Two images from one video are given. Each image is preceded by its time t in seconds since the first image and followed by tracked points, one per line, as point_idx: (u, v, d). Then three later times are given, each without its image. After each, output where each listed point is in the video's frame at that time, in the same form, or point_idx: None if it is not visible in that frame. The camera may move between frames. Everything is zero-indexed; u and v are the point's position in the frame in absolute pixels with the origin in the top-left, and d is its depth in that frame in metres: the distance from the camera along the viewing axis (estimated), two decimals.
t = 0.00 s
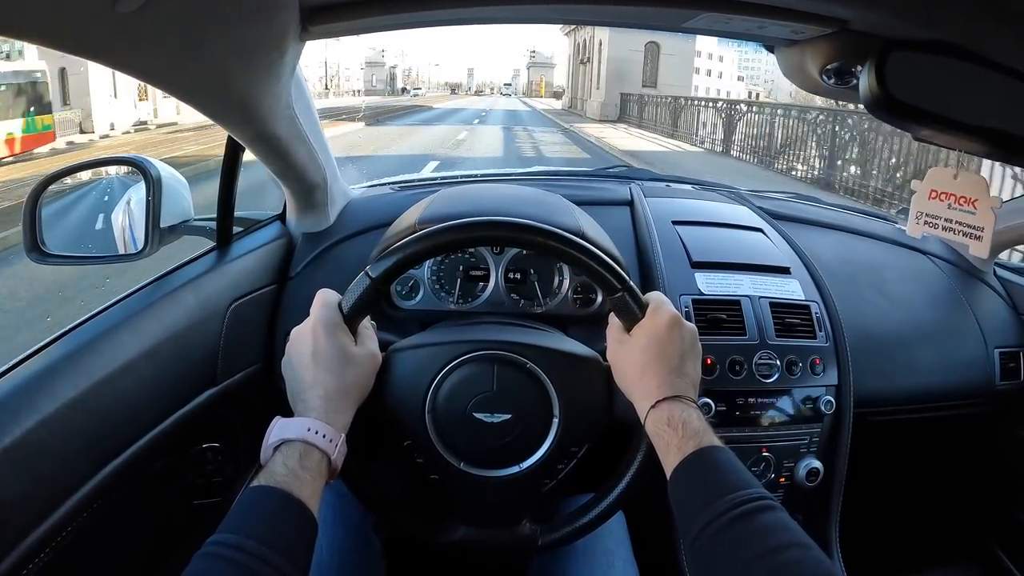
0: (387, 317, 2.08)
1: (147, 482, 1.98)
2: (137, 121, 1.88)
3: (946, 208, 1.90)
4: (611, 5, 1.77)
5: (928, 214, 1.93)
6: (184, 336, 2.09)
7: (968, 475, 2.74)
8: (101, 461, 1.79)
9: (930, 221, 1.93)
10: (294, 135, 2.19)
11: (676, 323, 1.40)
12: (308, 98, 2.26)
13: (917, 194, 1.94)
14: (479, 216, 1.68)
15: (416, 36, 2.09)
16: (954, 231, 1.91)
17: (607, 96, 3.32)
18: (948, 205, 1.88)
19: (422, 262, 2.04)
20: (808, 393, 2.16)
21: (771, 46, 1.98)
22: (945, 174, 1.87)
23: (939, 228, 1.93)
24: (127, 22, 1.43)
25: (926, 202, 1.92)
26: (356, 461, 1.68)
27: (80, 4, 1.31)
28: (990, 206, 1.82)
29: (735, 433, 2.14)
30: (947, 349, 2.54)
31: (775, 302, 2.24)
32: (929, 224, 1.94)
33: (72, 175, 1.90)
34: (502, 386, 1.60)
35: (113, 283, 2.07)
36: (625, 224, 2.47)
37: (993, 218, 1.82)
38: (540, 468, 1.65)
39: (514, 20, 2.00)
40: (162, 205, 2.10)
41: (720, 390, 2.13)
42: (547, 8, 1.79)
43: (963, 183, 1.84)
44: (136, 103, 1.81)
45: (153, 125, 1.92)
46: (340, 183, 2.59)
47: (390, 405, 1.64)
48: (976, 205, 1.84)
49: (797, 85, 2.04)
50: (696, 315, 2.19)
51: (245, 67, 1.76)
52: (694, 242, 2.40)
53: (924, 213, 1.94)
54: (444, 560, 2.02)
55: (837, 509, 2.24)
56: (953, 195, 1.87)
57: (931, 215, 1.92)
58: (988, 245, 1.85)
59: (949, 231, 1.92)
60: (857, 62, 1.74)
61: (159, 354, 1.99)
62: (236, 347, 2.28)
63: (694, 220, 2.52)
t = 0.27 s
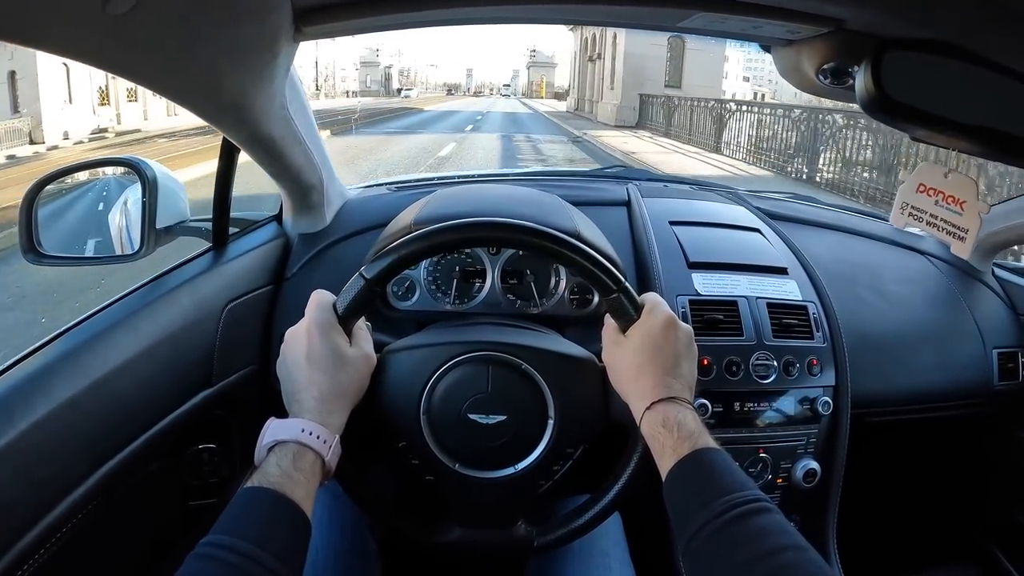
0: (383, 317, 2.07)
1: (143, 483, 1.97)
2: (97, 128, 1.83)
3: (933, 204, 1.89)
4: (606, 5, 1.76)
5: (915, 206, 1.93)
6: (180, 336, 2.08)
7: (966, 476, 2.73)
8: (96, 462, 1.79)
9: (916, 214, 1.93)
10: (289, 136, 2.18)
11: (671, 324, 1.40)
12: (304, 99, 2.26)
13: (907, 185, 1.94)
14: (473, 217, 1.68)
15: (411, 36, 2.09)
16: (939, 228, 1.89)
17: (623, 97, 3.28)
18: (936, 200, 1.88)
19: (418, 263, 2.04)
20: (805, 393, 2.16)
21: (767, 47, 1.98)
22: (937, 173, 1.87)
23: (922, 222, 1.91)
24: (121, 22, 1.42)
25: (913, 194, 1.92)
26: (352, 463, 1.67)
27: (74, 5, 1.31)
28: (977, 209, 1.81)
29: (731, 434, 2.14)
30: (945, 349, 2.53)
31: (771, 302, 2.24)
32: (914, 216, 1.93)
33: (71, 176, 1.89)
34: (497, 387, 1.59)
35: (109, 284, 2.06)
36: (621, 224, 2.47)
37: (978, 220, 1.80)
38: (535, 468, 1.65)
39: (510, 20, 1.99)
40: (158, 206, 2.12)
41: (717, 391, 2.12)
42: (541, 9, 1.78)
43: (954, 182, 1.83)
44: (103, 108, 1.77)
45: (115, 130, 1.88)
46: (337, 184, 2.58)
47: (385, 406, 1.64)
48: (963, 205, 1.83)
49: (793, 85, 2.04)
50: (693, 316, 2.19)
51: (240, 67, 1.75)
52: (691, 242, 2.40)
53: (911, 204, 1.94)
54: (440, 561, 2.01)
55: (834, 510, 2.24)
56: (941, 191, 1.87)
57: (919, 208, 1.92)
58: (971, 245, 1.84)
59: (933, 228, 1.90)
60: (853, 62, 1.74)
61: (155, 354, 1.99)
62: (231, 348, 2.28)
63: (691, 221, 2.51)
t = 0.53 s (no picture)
0: (381, 319, 2.07)
1: (142, 484, 1.97)
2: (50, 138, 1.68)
3: (933, 205, 1.89)
4: (602, 6, 1.77)
5: (912, 210, 1.93)
6: (179, 337, 2.08)
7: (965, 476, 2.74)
8: (95, 463, 1.79)
9: (915, 217, 1.93)
10: (287, 137, 2.19)
11: (669, 325, 1.40)
12: (302, 101, 2.26)
13: (904, 190, 1.94)
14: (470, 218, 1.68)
15: (409, 37, 2.09)
16: (942, 228, 1.89)
17: (648, 101, 3.20)
18: (936, 201, 1.88)
19: (416, 263, 2.04)
20: (802, 393, 2.16)
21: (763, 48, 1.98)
22: (935, 174, 1.87)
23: (924, 224, 1.91)
24: (119, 24, 1.43)
25: (912, 198, 1.92)
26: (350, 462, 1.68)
27: (72, 7, 1.31)
28: (980, 209, 1.80)
29: (729, 434, 2.14)
30: (944, 349, 2.54)
31: (769, 302, 2.24)
32: (914, 219, 1.93)
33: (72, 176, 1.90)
34: (495, 388, 1.59)
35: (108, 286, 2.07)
36: (619, 224, 2.48)
37: (981, 220, 1.79)
38: (533, 469, 1.65)
39: (506, 21, 2.00)
40: (156, 207, 2.12)
41: (715, 392, 2.12)
42: (538, 10, 1.79)
43: (953, 182, 1.83)
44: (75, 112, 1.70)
45: (66, 140, 1.75)
46: (335, 185, 2.58)
47: (382, 406, 1.64)
48: (965, 205, 1.82)
49: (790, 85, 2.04)
50: (690, 316, 2.19)
51: (238, 68, 1.75)
52: (688, 243, 2.40)
53: (909, 207, 1.94)
54: (439, 561, 2.01)
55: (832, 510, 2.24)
56: (941, 192, 1.86)
57: (918, 210, 1.92)
58: (976, 245, 1.83)
59: (935, 229, 1.90)
60: (849, 63, 1.74)
61: (154, 355, 1.99)
62: (230, 349, 2.28)
63: (689, 221, 2.51)
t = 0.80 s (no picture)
0: (382, 320, 2.11)
1: (144, 484, 1.98)
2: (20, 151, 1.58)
3: (934, 212, 1.86)
4: (600, 10, 1.78)
5: (913, 217, 1.89)
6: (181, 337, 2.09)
7: (964, 477, 2.75)
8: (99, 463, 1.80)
9: (916, 225, 1.90)
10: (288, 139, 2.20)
11: (667, 328, 1.41)
12: (301, 103, 2.28)
13: (904, 197, 1.91)
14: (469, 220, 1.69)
15: (410, 40, 2.10)
16: (943, 233, 1.87)
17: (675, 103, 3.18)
18: (937, 207, 1.85)
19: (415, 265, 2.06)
20: (800, 394, 2.17)
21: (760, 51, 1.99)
22: (935, 180, 1.85)
23: (926, 231, 1.88)
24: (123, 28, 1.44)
25: (913, 206, 1.89)
26: (350, 462, 1.69)
27: (74, 13, 1.32)
28: (982, 210, 1.78)
29: (727, 434, 2.15)
30: (942, 350, 2.55)
31: (767, 303, 2.25)
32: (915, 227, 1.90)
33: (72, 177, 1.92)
34: (494, 388, 1.61)
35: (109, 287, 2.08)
36: (617, 225, 2.49)
37: (984, 221, 1.77)
38: (532, 468, 1.65)
39: (505, 24, 2.01)
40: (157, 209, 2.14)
41: (713, 393, 2.14)
42: (536, 13, 1.80)
43: (953, 185, 1.82)
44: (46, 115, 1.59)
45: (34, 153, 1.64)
46: (334, 186, 2.60)
47: (382, 407, 1.65)
48: (967, 208, 1.80)
49: (788, 88, 2.05)
50: (688, 317, 2.20)
51: (240, 70, 1.76)
52: (686, 244, 2.42)
53: (910, 216, 1.90)
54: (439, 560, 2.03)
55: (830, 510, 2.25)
56: (942, 197, 1.84)
57: (918, 217, 1.88)
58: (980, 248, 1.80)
59: (937, 234, 1.88)
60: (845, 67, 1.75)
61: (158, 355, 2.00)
62: (230, 350, 2.29)
63: (687, 223, 2.53)
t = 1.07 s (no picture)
0: (380, 321, 2.11)
1: (142, 484, 1.98)
2: None
3: (922, 203, 1.88)
4: (596, 9, 1.77)
5: (903, 205, 1.93)
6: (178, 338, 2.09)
7: (963, 476, 2.75)
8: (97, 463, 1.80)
9: (905, 212, 1.93)
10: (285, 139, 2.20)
11: (664, 327, 1.41)
12: (298, 103, 2.28)
13: (898, 183, 1.94)
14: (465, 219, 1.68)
15: (409, 39, 2.10)
16: (927, 226, 1.89)
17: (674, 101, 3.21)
18: (925, 200, 1.87)
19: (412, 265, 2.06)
20: (798, 393, 2.17)
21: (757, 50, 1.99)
22: (927, 173, 1.86)
23: (912, 220, 1.92)
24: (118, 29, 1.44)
25: (903, 193, 1.92)
26: (347, 462, 1.69)
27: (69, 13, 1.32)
28: (965, 211, 1.79)
29: (725, 434, 2.15)
30: (940, 348, 2.54)
31: (765, 302, 2.25)
32: (903, 214, 1.94)
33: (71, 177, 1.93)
34: (491, 388, 1.61)
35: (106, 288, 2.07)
36: (615, 225, 2.48)
37: (965, 222, 1.79)
38: (529, 468, 1.65)
39: (502, 24, 2.01)
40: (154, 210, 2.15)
41: (711, 392, 2.14)
42: (533, 12, 1.80)
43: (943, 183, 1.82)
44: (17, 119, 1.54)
45: None
46: (332, 186, 2.59)
47: (379, 406, 1.65)
48: (952, 207, 1.81)
49: (785, 87, 2.05)
50: (686, 317, 2.20)
51: (236, 70, 1.76)
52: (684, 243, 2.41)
53: (900, 203, 1.94)
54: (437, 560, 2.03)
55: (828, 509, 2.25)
56: (931, 192, 1.85)
57: (907, 206, 1.92)
58: (957, 246, 1.83)
59: (922, 226, 1.90)
60: (842, 64, 1.75)
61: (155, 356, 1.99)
62: (228, 350, 2.29)
63: (685, 222, 2.52)
